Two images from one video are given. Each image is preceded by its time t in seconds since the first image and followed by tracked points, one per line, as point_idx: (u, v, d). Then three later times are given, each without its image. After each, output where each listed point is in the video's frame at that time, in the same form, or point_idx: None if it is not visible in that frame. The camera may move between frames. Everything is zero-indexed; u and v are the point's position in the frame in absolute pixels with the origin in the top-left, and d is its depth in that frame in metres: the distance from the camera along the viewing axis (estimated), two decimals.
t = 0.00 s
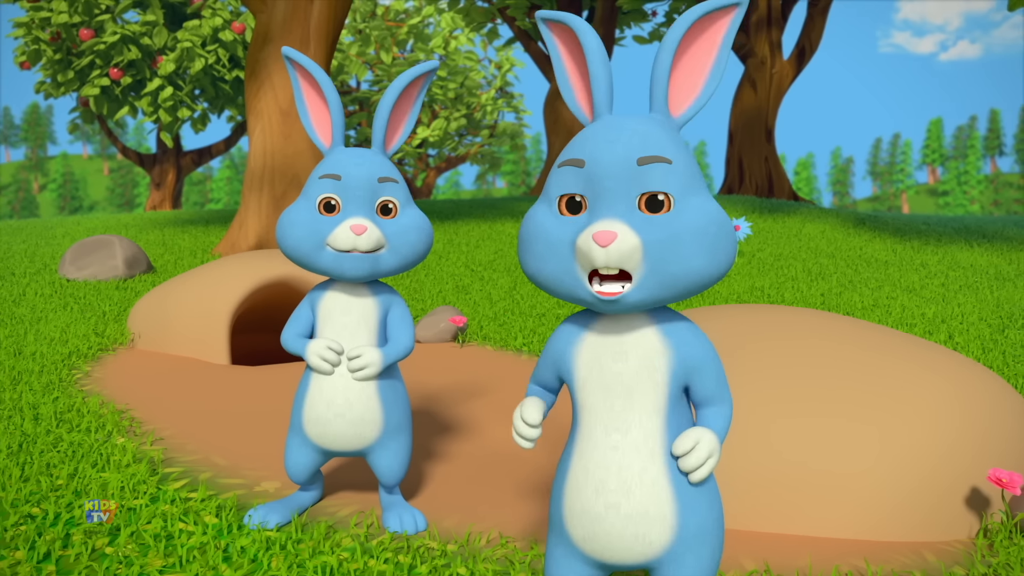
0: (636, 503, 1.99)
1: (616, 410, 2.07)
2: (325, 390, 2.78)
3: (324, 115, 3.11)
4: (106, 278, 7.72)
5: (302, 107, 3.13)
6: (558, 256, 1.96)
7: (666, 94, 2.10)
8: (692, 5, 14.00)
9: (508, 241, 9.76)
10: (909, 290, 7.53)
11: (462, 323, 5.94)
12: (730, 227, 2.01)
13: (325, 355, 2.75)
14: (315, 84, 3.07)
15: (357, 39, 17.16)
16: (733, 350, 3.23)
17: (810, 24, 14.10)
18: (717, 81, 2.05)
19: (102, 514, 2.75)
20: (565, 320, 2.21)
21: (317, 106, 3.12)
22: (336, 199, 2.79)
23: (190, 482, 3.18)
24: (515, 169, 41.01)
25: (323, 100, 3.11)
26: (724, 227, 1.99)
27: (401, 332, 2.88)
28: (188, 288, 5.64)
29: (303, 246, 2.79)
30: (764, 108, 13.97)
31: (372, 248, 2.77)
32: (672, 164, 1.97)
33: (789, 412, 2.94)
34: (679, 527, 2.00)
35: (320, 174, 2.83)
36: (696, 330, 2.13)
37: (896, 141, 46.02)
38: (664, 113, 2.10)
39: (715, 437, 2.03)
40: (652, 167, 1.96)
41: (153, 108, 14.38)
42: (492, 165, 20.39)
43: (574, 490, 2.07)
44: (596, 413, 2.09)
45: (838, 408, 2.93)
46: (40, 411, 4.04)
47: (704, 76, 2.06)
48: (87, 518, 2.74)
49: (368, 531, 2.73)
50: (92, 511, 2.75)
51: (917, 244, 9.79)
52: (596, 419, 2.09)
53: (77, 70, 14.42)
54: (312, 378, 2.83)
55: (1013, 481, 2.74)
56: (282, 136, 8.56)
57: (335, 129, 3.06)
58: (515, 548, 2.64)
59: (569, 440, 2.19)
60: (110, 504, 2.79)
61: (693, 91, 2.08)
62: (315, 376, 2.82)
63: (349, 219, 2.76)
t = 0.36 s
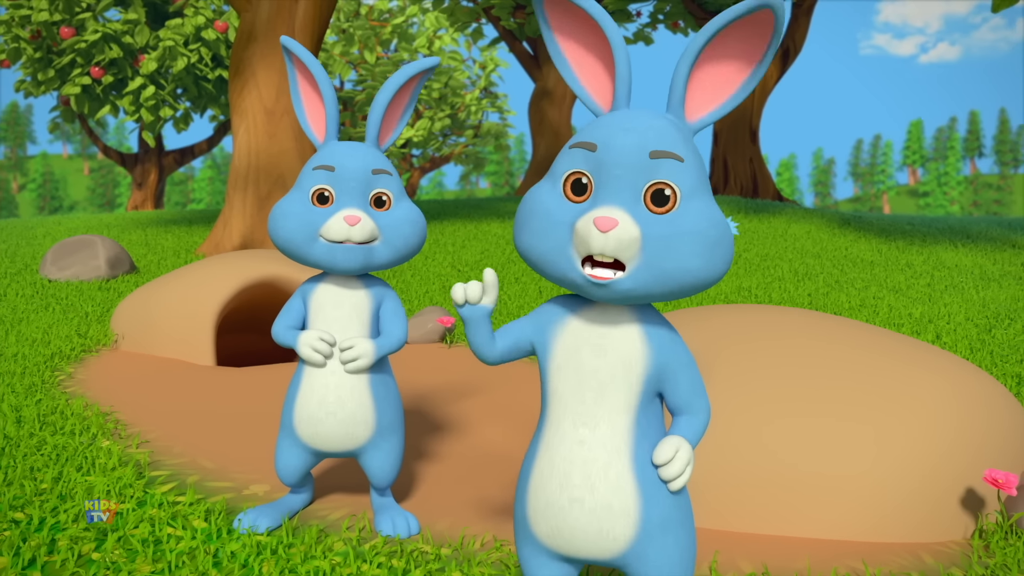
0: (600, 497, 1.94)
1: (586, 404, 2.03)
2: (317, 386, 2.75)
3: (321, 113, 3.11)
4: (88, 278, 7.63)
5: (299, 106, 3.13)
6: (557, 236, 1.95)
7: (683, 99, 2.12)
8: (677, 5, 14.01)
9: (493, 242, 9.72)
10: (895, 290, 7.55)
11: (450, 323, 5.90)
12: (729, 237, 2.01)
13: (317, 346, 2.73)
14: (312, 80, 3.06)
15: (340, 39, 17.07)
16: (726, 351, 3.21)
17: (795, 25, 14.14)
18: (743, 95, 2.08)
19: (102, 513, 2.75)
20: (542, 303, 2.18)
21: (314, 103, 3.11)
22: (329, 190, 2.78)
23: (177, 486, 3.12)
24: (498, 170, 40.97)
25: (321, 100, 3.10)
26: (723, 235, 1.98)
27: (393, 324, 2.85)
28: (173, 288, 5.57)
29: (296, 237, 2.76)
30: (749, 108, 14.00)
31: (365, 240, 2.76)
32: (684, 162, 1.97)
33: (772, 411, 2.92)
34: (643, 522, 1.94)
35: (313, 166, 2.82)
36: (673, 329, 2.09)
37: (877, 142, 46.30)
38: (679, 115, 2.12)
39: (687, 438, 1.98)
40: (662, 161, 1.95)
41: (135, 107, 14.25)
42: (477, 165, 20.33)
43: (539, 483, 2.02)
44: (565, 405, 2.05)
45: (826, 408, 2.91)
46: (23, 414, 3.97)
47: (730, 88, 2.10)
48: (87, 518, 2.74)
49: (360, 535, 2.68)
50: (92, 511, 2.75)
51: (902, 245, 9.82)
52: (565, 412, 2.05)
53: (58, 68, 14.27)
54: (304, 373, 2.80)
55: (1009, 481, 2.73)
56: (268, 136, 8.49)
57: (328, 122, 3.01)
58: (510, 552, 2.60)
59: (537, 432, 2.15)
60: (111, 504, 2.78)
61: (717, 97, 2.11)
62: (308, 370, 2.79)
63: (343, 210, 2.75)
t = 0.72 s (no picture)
0: (582, 499, 1.91)
1: (566, 405, 2.00)
2: (310, 385, 2.71)
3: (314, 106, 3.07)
4: (73, 279, 7.56)
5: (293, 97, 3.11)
6: (521, 235, 1.95)
7: (670, 90, 2.07)
8: (663, 6, 14.02)
9: (480, 242, 9.68)
10: (883, 290, 7.57)
11: (439, 323, 5.87)
12: (698, 225, 1.89)
13: (310, 340, 2.69)
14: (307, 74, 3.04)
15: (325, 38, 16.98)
16: (721, 351, 3.20)
17: (780, 26, 14.17)
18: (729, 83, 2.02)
19: (103, 513, 2.72)
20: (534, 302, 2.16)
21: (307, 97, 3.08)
22: (323, 183, 2.76)
23: (166, 489, 3.08)
24: (483, 170, 40.91)
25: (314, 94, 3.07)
26: (685, 224, 1.86)
27: (387, 320, 2.83)
28: (159, 288, 5.51)
29: (288, 230, 2.74)
30: (735, 108, 14.02)
31: (359, 234, 2.73)
32: (637, 153, 1.90)
33: (758, 414, 2.92)
34: (629, 527, 1.90)
35: (307, 160, 2.80)
36: (657, 328, 2.04)
37: (860, 143, 46.55)
38: (665, 109, 2.08)
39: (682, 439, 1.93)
40: (615, 153, 1.89)
41: (118, 106, 14.12)
42: (463, 165, 20.28)
43: (522, 486, 2.00)
44: (547, 407, 2.03)
45: (814, 408, 2.90)
46: (7, 417, 3.90)
47: (715, 79, 2.04)
48: (88, 518, 2.71)
49: (353, 538, 2.65)
50: (92, 510, 2.71)
51: (888, 245, 9.85)
52: (547, 414, 2.03)
53: (40, 67, 14.13)
54: (298, 369, 2.76)
55: (1006, 481, 2.73)
56: (253, 135, 8.44)
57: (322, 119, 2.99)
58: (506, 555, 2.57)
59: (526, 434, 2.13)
60: (111, 504, 2.75)
61: (705, 88, 2.05)
62: (301, 366, 2.76)
63: (336, 203, 2.73)
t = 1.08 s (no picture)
0: (603, 503, 1.89)
1: (587, 407, 1.97)
2: (296, 385, 2.67)
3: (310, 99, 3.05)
4: (54, 279, 7.47)
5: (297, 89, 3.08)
6: (558, 233, 1.89)
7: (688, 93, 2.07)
8: (648, 6, 14.02)
9: (466, 242, 9.64)
10: (870, 290, 7.59)
11: (427, 324, 5.82)
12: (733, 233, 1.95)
13: (293, 342, 2.66)
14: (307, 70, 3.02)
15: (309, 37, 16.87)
16: (717, 351, 3.17)
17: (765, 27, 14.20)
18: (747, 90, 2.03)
19: (103, 512, 2.73)
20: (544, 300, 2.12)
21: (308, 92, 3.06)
22: (295, 178, 2.77)
23: (153, 493, 3.03)
24: (467, 171, 40.81)
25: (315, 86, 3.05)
26: (726, 230, 1.92)
27: (375, 317, 2.78)
28: (143, 289, 5.45)
29: (258, 224, 2.76)
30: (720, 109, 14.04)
31: (319, 225, 2.69)
32: (687, 158, 1.92)
33: (767, 414, 2.88)
34: (648, 531, 1.89)
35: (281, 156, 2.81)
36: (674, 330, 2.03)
37: (841, 144, 46.78)
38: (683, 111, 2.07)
39: (689, 441, 1.93)
40: (666, 157, 1.91)
41: (100, 105, 13.98)
42: (447, 165, 20.22)
43: (538, 489, 1.96)
44: (565, 409, 1.99)
45: (824, 409, 2.88)
46: None
47: (728, 86, 2.04)
48: (87, 518, 2.72)
49: (346, 542, 2.61)
50: (92, 511, 2.72)
51: (873, 245, 9.88)
52: (565, 415, 1.99)
53: (20, 65, 13.96)
54: (284, 371, 2.72)
55: (1002, 482, 2.72)
56: (238, 134, 8.38)
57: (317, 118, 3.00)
58: (501, 559, 2.53)
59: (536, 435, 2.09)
60: (110, 504, 2.76)
61: (715, 95, 2.06)
62: (286, 367, 2.72)
63: (301, 196, 2.71)
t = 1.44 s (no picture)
0: (585, 506, 1.87)
1: (566, 409, 1.95)
2: (297, 386, 2.63)
3: (293, 102, 3.06)
4: (36, 279, 7.37)
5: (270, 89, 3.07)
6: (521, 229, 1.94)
7: (673, 81, 2.04)
8: (633, 7, 14.02)
9: (452, 242, 9.60)
10: (857, 290, 7.60)
11: (416, 324, 5.79)
12: (702, 222, 1.88)
13: (300, 342, 2.61)
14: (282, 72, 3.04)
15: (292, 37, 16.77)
16: (711, 352, 3.15)
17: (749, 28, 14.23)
18: (732, 76, 1.99)
19: (103, 514, 2.70)
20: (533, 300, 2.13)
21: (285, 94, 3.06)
22: (329, 175, 2.70)
23: (141, 497, 2.98)
24: (450, 171, 40.74)
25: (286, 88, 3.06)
26: (692, 221, 1.86)
27: (374, 318, 2.77)
28: (127, 289, 5.38)
29: (297, 222, 2.64)
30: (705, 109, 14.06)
31: (369, 228, 2.70)
32: (643, 148, 1.88)
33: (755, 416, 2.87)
34: (633, 534, 1.86)
35: (313, 150, 2.73)
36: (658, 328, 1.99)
37: (823, 145, 47.01)
38: (667, 103, 2.05)
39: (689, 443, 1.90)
40: (620, 148, 1.88)
41: (81, 104, 13.84)
42: (431, 165, 20.16)
43: (523, 492, 1.95)
44: (547, 411, 1.97)
45: (811, 409, 2.87)
46: None
47: (720, 72, 2.00)
48: (87, 518, 2.70)
49: (338, 546, 2.57)
50: (92, 511, 2.71)
51: (859, 245, 9.91)
52: (547, 418, 1.98)
53: None
54: (283, 373, 2.67)
55: (998, 483, 2.72)
56: (223, 133, 8.31)
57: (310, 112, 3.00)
58: (497, 562, 2.50)
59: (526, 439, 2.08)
60: (111, 504, 2.74)
61: (709, 82, 2.03)
62: (286, 367, 2.67)
63: (345, 196, 2.68)
